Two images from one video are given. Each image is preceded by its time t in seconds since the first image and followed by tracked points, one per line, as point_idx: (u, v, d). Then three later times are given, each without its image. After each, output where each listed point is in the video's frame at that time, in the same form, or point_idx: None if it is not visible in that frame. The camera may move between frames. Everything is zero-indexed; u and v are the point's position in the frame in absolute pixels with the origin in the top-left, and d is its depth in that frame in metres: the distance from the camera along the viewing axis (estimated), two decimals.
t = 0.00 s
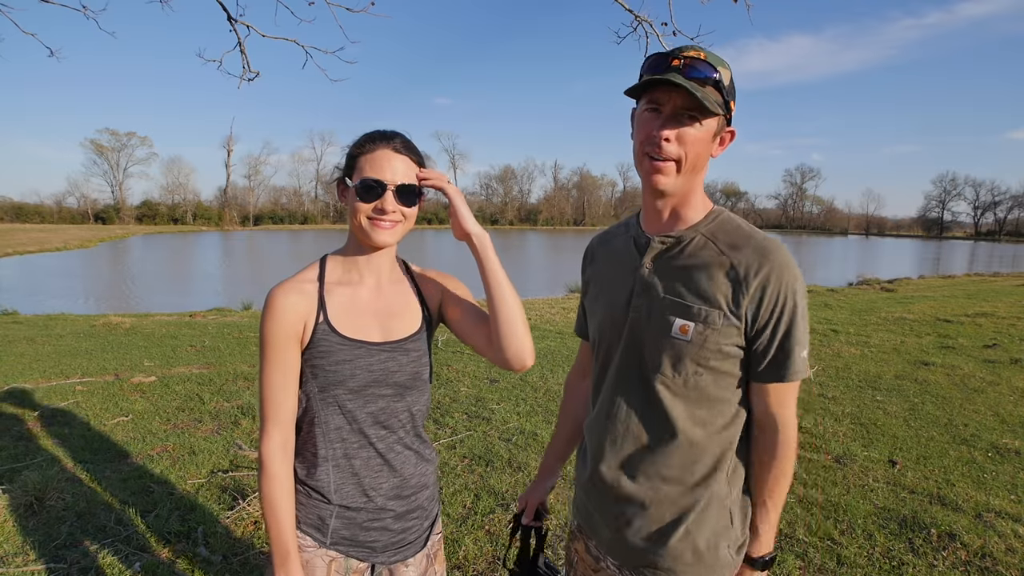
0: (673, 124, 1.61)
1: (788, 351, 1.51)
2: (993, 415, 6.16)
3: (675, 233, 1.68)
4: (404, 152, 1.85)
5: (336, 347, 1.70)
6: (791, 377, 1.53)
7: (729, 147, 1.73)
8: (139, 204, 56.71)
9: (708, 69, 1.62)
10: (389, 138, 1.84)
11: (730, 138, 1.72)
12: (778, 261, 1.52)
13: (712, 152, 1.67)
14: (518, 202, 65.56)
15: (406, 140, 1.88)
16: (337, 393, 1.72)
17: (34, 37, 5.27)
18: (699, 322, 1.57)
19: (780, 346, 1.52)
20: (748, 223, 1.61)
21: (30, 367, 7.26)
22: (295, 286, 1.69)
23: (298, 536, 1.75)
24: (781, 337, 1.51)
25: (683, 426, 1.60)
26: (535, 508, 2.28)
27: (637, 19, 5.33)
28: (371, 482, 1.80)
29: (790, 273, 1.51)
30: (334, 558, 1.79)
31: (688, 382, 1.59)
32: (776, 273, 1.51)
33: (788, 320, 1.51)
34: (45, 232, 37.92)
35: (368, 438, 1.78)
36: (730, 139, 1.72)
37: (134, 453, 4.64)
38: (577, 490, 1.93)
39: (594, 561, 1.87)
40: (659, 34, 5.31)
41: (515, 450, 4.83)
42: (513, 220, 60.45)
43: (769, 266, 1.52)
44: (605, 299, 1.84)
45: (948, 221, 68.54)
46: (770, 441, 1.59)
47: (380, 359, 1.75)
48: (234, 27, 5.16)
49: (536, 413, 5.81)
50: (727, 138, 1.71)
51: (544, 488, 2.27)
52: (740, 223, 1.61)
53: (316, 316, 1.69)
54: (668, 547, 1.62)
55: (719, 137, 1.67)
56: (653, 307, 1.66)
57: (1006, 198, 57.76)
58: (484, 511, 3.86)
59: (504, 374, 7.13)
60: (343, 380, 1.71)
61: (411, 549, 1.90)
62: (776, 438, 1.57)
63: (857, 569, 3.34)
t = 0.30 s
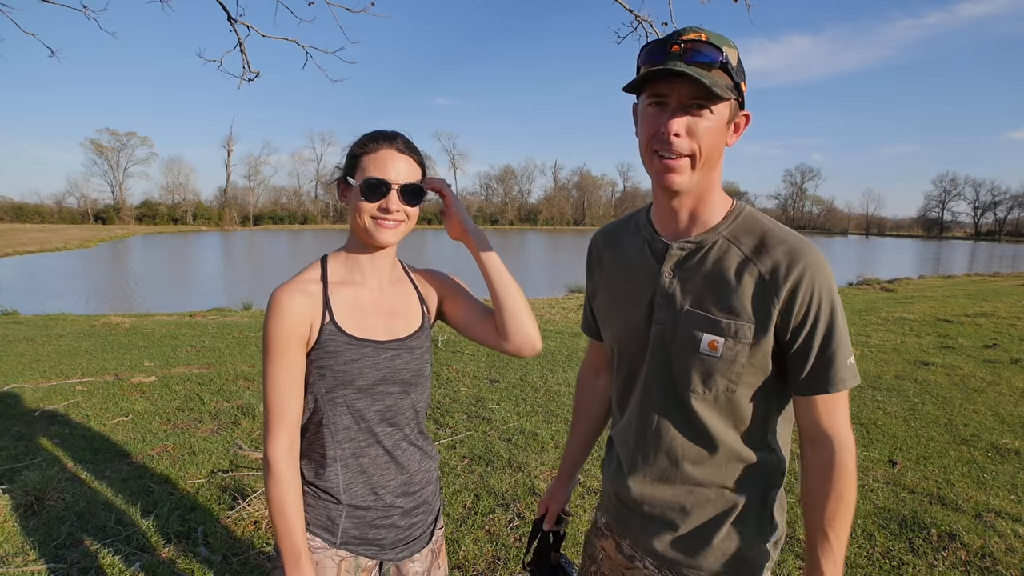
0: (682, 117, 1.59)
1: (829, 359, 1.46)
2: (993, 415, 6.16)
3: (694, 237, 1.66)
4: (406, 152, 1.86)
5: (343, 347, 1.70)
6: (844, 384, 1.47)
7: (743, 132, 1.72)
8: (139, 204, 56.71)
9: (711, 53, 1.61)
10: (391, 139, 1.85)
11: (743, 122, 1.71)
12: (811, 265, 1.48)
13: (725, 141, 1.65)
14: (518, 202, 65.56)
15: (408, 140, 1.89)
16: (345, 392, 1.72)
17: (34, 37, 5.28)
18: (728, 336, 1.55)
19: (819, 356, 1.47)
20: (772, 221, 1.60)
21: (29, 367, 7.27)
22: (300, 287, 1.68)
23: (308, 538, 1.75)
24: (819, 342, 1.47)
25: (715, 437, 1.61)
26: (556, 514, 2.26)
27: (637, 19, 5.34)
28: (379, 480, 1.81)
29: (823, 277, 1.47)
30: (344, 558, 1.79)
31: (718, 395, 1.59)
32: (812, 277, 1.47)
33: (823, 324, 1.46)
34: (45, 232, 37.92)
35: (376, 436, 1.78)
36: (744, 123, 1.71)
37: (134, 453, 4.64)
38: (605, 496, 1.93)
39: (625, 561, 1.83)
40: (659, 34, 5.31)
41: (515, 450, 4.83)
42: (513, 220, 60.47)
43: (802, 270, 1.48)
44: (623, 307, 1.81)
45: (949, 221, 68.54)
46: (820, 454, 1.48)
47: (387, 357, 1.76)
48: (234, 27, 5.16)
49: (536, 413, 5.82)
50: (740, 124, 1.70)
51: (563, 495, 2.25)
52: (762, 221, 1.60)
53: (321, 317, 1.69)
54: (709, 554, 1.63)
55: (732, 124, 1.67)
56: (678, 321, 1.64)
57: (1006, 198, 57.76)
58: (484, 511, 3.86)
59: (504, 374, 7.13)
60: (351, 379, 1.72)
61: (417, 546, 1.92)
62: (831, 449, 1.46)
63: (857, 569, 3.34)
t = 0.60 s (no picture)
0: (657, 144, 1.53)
1: (842, 380, 1.32)
2: (993, 415, 6.16)
3: (704, 249, 1.63)
4: (408, 152, 1.86)
5: (347, 347, 1.70)
6: (857, 419, 1.32)
7: (746, 135, 1.56)
8: (139, 204, 56.71)
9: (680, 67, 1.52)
10: (393, 138, 1.85)
11: (744, 124, 1.54)
12: (819, 275, 1.37)
13: (714, 153, 1.53)
14: (518, 202, 65.55)
15: (410, 140, 1.89)
16: (350, 391, 1.72)
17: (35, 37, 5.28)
18: (733, 354, 1.51)
19: (832, 376, 1.33)
20: (790, 231, 1.50)
21: (29, 367, 7.27)
22: (303, 287, 1.67)
23: (313, 538, 1.75)
24: (830, 360, 1.34)
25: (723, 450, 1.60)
26: (556, 507, 2.28)
27: (637, 19, 5.33)
28: (383, 478, 1.82)
29: (834, 296, 1.35)
30: (350, 557, 1.79)
31: (724, 411, 1.56)
32: (821, 289, 1.35)
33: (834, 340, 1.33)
34: (45, 232, 37.93)
35: (380, 434, 1.79)
36: (745, 125, 1.55)
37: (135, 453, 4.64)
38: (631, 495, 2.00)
39: (645, 559, 1.90)
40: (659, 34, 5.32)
41: (515, 450, 4.83)
42: (513, 221, 60.51)
43: (809, 282, 1.37)
44: (642, 316, 1.84)
45: (949, 221, 68.54)
46: (831, 488, 1.34)
47: (390, 356, 1.77)
48: (234, 27, 5.15)
49: (536, 413, 5.82)
50: (738, 127, 1.54)
51: (564, 489, 2.25)
52: (779, 234, 1.51)
53: (325, 317, 1.69)
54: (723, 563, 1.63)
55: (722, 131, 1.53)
56: (688, 333, 1.65)
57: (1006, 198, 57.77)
58: (484, 511, 3.86)
59: (504, 374, 7.14)
60: (356, 379, 1.72)
61: (420, 542, 1.93)
62: (842, 483, 1.33)
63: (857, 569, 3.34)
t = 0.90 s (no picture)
0: (641, 136, 1.65)
1: (806, 385, 1.28)
2: (993, 415, 6.16)
3: (699, 240, 1.66)
4: (406, 151, 1.86)
5: (348, 346, 1.70)
6: (823, 428, 1.28)
7: (734, 129, 1.53)
8: (139, 204, 56.68)
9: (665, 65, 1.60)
10: (392, 137, 1.85)
11: (730, 117, 1.52)
12: (797, 279, 1.33)
13: (695, 146, 1.56)
14: (518, 203, 65.55)
15: (408, 140, 1.89)
16: (351, 391, 1.72)
17: (35, 37, 5.27)
18: (708, 347, 1.52)
19: (795, 378, 1.30)
20: (785, 233, 1.46)
21: (29, 367, 7.26)
22: (302, 287, 1.67)
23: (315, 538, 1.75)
24: (799, 365, 1.30)
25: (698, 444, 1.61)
26: (577, 493, 2.29)
27: (637, 19, 5.34)
28: (384, 477, 1.82)
29: (811, 297, 1.31)
30: (351, 556, 1.79)
31: (700, 404, 1.57)
32: (796, 290, 1.32)
33: (803, 344, 1.29)
34: (45, 232, 37.92)
35: (381, 433, 1.79)
36: (731, 119, 1.52)
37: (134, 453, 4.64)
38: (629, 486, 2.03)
39: (636, 554, 1.92)
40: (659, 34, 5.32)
41: (515, 450, 4.83)
42: (513, 221, 60.53)
43: (784, 284, 1.34)
44: (648, 306, 1.88)
45: (948, 221, 68.55)
46: (795, 497, 1.30)
47: (390, 355, 1.77)
48: (234, 26, 5.13)
49: (536, 413, 5.82)
50: (725, 121, 1.53)
51: (588, 477, 2.27)
52: (775, 234, 1.47)
53: (325, 317, 1.69)
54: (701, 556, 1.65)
55: (706, 125, 1.55)
56: (675, 324, 1.67)
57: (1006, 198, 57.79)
58: (484, 511, 3.86)
59: (504, 374, 7.14)
60: (357, 378, 1.72)
61: (420, 540, 1.94)
62: (806, 492, 1.29)
63: (857, 569, 3.34)
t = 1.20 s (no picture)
0: (647, 129, 1.65)
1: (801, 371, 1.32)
2: (993, 415, 6.17)
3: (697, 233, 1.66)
4: (406, 150, 1.86)
5: (350, 346, 1.71)
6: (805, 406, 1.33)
7: (734, 127, 1.55)
8: (139, 204, 56.68)
9: (671, 64, 1.60)
10: (392, 137, 1.85)
11: (731, 116, 1.54)
12: (794, 269, 1.37)
13: (697, 141, 1.57)
14: (518, 203, 65.54)
15: (407, 139, 1.90)
16: (353, 391, 1.73)
17: (34, 37, 5.26)
18: (702, 331, 1.53)
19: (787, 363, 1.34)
20: (778, 226, 1.49)
21: (29, 367, 7.27)
22: (304, 286, 1.67)
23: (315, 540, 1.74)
24: (793, 350, 1.34)
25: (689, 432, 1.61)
26: (589, 492, 2.33)
27: (637, 19, 5.34)
28: (385, 477, 1.82)
29: (802, 283, 1.35)
30: (352, 558, 1.79)
31: (693, 389, 1.58)
32: (790, 277, 1.36)
33: (800, 330, 1.33)
34: (45, 232, 37.92)
35: (382, 433, 1.80)
36: (732, 117, 1.54)
37: (135, 453, 4.64)
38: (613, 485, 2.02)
39: (618, 555, 1.94)
40: (659, 35, 5.32)
41: (515, 450, 4.83)
42: (513, 221, 60.53)
43: (782, 272, 1.37)
44: (642, 298, 1.90)
45: (948, 221, 68.55)
46: (769, 471, 1.35)
47: (392, 355, 1.78)
48: (234, 27, 5.13)
49: (536, 413, 5.82)
50: (725, 120, 1.54)
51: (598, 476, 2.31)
52: (769, 227, 1.50)
53: (327, 317, 1.68)
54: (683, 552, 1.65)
55: (708, 122, 1.56)
56: (669, 312, 1.69)
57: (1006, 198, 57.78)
58: (484, 511, 3.86)
59: (504, 374, 7.14)
60: (360, 378, 1.73)
61: (419, 540, 1.94)
62: (779, 468, 1.34)
63: (857, 569, 3.34)
